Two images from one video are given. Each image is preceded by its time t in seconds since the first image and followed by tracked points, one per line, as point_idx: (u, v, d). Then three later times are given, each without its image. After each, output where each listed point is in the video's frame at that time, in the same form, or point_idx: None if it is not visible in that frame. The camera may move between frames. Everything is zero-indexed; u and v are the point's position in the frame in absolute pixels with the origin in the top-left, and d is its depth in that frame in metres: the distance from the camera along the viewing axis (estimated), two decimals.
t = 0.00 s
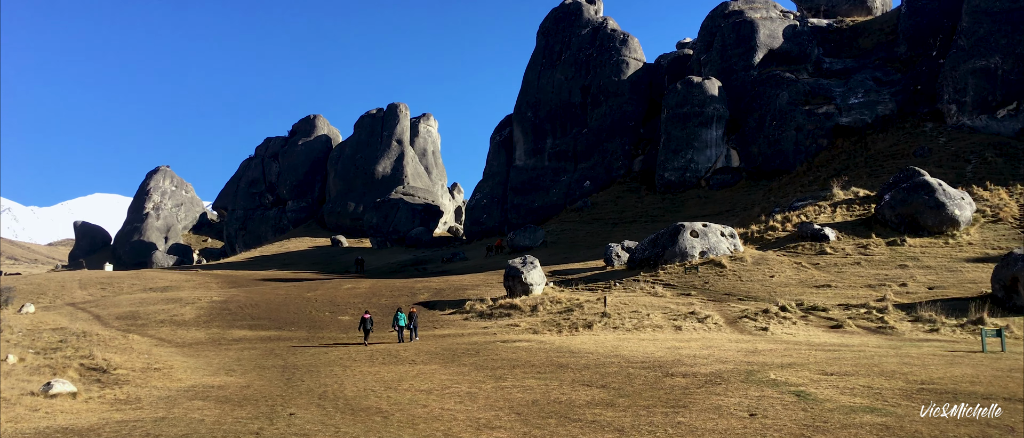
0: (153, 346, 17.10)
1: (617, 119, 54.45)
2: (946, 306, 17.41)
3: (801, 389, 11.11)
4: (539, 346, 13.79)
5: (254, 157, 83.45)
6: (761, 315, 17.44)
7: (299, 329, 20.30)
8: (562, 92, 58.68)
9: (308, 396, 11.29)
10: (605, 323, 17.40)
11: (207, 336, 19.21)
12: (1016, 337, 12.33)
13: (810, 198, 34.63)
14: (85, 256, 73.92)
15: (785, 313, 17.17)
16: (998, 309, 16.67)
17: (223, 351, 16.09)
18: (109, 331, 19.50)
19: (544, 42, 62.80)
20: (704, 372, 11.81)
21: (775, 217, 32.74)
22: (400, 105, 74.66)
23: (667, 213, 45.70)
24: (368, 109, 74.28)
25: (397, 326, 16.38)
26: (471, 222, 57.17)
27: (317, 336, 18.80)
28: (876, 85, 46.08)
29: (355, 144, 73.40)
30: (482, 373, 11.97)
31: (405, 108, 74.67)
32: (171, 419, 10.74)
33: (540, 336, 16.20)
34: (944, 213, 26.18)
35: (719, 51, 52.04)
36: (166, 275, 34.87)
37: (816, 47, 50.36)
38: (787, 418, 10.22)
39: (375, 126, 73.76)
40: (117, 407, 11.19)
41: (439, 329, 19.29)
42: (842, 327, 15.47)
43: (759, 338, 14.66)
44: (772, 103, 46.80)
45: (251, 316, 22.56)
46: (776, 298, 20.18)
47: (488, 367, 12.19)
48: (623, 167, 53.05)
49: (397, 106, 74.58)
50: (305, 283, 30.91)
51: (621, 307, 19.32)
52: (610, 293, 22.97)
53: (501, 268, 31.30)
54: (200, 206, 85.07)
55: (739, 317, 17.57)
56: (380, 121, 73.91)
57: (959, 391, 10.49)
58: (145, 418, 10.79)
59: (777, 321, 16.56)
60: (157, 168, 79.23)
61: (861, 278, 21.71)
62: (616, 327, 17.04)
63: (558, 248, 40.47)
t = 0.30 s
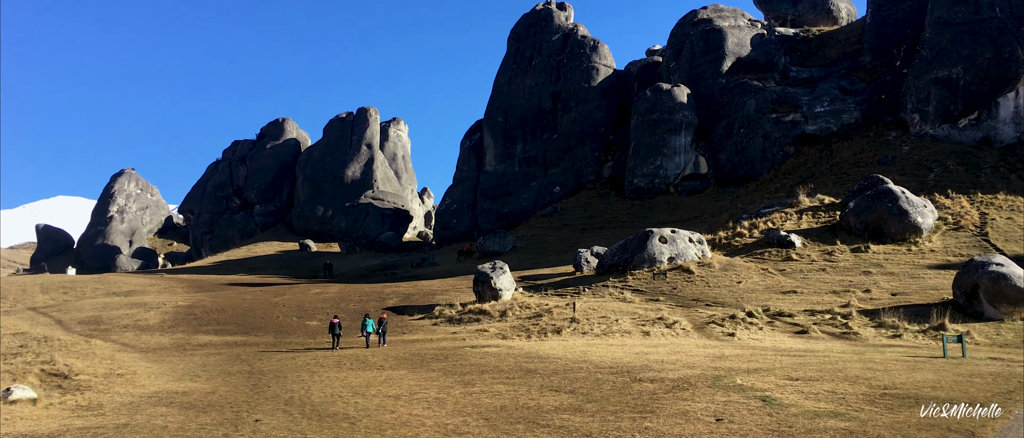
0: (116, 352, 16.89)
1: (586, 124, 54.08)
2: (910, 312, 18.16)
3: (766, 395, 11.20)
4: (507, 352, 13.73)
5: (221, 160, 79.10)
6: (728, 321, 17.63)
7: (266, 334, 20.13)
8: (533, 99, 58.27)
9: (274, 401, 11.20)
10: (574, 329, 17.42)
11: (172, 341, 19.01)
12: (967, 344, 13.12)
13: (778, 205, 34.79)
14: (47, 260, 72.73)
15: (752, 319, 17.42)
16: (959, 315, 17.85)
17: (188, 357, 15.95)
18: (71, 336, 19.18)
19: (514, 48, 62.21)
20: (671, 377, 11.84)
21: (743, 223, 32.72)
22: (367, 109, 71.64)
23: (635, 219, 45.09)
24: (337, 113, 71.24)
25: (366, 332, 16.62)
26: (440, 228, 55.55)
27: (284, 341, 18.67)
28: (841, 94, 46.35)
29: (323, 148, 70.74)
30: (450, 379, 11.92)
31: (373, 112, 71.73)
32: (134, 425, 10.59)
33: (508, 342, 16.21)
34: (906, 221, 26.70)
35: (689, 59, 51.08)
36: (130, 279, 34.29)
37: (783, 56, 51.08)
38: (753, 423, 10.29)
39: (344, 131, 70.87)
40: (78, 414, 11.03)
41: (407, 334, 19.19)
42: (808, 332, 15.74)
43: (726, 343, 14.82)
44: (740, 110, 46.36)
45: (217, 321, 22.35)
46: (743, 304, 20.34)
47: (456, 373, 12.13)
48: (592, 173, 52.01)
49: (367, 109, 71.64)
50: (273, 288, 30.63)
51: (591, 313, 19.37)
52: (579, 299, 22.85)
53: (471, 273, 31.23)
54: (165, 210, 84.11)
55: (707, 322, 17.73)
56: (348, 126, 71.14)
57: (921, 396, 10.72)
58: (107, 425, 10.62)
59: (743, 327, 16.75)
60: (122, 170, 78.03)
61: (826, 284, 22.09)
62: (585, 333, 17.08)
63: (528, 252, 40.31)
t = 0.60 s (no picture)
0: (74, 358, 16.64)
1: (554, 131, 53.69)
2: (871, 319, 18.44)
3: (729, 401, 11.29)
4: (474, 358, 13.68)
5: (184, 163, 78.07)
6: (693, 327, 17.76)
7: (229, 339, 19.94)
8: (500, 104, 57.25)
9: (236, 408, 11.08)
10: (540, 335, 17.43)
11: (131, 347, 18.76)
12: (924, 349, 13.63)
13: (741, 213, 34.85)
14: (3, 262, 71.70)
15: (717, 325, 17.59)
16: (918, 322, 18.16)
17: (148, 363, 15.76)
18: (28, 341, 18.82)
19: (482, 53, 61.22)
20: (636, 383, 11.89)
21: (707, 230, 32.86)
22: (334, 113, 71.03)
23: (601, 225, 45.09)
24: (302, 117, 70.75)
25: (330, 337, 16.64)
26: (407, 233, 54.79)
27: (247, 347, 18.50)
28: (804, 103, 46.84)
29: (289, 152, 69.97)
30: (416, 385, 11.88)
31: (341, 117, 71.23)
32: (92, 432, 10.40)
33: (474, 348, 16.20)
34: (867, 229, 27.13)
35: (656, 67, 51.51)
36: (91, 283, 33.68)
37: (748, 65, 51.60)
38: (716, 428, 10.36)
39: (310, 135, 70.32)
40: (35, 420, 10.83)
41: (372, 340, 19.08)
42: (771, 339, 16.03)
43: (691, 349, 14.97)
44: (706, 118, 46.62)
45: (179, 326, 22.10)
46: (708, 310, 20.50)
47: (422, 379, 12.09)
48: (559, 180, 52.14)
49: (333, 114, 70.91)
50: (236, 293, 30.30)
51: (557, 319, 19.37)
52: (545, 305, 22.75)
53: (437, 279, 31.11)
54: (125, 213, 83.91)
55: (672, 328, 17.83)
56: (314, 130, 70.56)
57: (881, 402, 10.90)
58: (64, 432, 10.43)
59: (708, 333, 16.92)
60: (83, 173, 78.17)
61: (788, 291, 22.30)
62: (551, 339, 17.11)
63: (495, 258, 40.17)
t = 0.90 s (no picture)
0: (28, 362, 16.32)
1: (520, 135, 53.50)
2: (829, 324, 18.73)
3: (691, 405, 11.37)
4: (438, 362, 13.63)
5: (144, 165, 76.97)
6: (656, 332, 17.92)
7: (188, 344, 19.71)
8: (465, 107, 57.55)
9: (195, 414, 10.95)
10: (505, 339, 17.46)
11: (87, 351, 18.45)
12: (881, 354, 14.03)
13: (705, 218, 35.46)
14: None
15: (679, 330, 17.79)
16: (876, 328, 18.41)
17: (104, 368, 15.51)
18: None
19: (448, 58, 61.50)
20: (600, 388, 11.92)
21: (671, 236, 33.17)
22: (299, 116, 71.24)
23: (566, 230, 44.75)
24: (266, 119, 70.93)
25: (290, 341, 16.53)
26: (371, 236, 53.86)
27: (207, 351, 18.31)
28: (766, 111, 47.55)
29: (252, 153, 70.16)
30: (379, 390, 11.81)
31: (305, 119, 71.32)
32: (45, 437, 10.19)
33: (438, 352, 16.16)
34: (826, 236, 27.50)
35: (621, 74, 52.02)
36: (46, 287, 32.99)
37: (711, 73, 52.09)
38: (677, 433, 10.42)
39: (274, 137, 70.40)
40: None
41: (335, 345, 18.95)
42: (732, 344, 16.31)
43: (653, 354, 15.10)
44: (670, 125, 46.83)
45: (136, 330, 21.79)
46: (670, 315, 20.68)
47: (384, 384, 12.02)
48: (524, 185, 51.67)
49: (298, 117, 70.86)
50: (196, 297, 29.92)
51: (521, 324, 19.38)
52: (509, 309, 22.71)
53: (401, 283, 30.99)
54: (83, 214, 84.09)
55: (636, 333, 17.96)
56: (279, 132, 70.68)
57: (839, 406, 11.04)
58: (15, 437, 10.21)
59: (670, 338, 17.11)
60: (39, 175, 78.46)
61: (749, 296, 22.51)
62: (515, 343, 17.16)
63: (459, 262, 39.93)
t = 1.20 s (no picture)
0: None
1: (476, 141, 53.37)
2: (779, 330, 19.03)
3: (644, 411, 11.46)
4: (392, 368, 13.57)
5: (93, 167, 75.42)
6: (610, 338, 18.11)
7: (136, 349, 19.37)
8: (423, 113, 56.80)
9: (141, 421, 10.77)
10: (459, 345, 17.45)
11: (31, 356, 18.03)
12: (829, 360, 14.48)
13: (658, 225, 35.22)
14: None
15: (633, 336, 18.01)
16: (824, 334, 18.70)
17: (48, 373, 15.17)
18: None
19: (405, 62, 60.93)
20: (554, 393, 11.96)
21: (626, 243, 33.11)
22: (253, 117, 70.08)
23: (523, 236, 44.69)
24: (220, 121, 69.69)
25: (239, 346, 16.51)
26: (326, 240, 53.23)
27: (156, 356, 18.02)
28: (720, 120, 47.64)
29: (205, 156, 68.95)
30: (331, 396, 11.72)
31: (260, 122, 70.35)
32: None
33: (392, 358, 16.07)
34: (778, 243, 27.86)
35: (577, 81, 52.18)
36: None
37: (666, 82, 52.24)
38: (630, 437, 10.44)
39: (227, 139, 69.25)
40: None
41: (288, 350, 18.78)
42: (686, 349, 16.66)
43: (609, 360, 15.26)
44: (626, 132, 47.09)
45: (83, 335, 21.35)
46: (624, 321, 20.87)
47: (338, 390, 11.94)
48: (481, 191, 51.38)
49: (252, 118, 69.85)
50: (146, 301, 29.39)
51: (476, 329, 19.38)
52: (465, 315, 22.72)
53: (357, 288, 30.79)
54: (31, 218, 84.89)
55: (590, 339, 18.12)
56: (233, 135, 69.30)
57: (788, 411, 11.23)
58: None
59: (625, 344, 17.34)
60: None
61: (702, 303, 22.78)
62: (469, 349, 17.17)
63: (415, 267, 39.58)
